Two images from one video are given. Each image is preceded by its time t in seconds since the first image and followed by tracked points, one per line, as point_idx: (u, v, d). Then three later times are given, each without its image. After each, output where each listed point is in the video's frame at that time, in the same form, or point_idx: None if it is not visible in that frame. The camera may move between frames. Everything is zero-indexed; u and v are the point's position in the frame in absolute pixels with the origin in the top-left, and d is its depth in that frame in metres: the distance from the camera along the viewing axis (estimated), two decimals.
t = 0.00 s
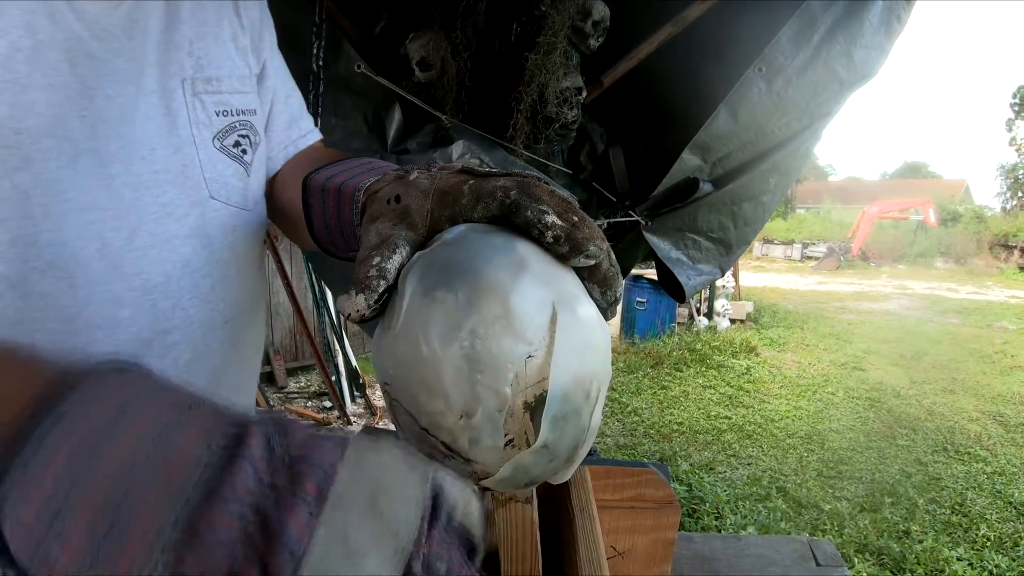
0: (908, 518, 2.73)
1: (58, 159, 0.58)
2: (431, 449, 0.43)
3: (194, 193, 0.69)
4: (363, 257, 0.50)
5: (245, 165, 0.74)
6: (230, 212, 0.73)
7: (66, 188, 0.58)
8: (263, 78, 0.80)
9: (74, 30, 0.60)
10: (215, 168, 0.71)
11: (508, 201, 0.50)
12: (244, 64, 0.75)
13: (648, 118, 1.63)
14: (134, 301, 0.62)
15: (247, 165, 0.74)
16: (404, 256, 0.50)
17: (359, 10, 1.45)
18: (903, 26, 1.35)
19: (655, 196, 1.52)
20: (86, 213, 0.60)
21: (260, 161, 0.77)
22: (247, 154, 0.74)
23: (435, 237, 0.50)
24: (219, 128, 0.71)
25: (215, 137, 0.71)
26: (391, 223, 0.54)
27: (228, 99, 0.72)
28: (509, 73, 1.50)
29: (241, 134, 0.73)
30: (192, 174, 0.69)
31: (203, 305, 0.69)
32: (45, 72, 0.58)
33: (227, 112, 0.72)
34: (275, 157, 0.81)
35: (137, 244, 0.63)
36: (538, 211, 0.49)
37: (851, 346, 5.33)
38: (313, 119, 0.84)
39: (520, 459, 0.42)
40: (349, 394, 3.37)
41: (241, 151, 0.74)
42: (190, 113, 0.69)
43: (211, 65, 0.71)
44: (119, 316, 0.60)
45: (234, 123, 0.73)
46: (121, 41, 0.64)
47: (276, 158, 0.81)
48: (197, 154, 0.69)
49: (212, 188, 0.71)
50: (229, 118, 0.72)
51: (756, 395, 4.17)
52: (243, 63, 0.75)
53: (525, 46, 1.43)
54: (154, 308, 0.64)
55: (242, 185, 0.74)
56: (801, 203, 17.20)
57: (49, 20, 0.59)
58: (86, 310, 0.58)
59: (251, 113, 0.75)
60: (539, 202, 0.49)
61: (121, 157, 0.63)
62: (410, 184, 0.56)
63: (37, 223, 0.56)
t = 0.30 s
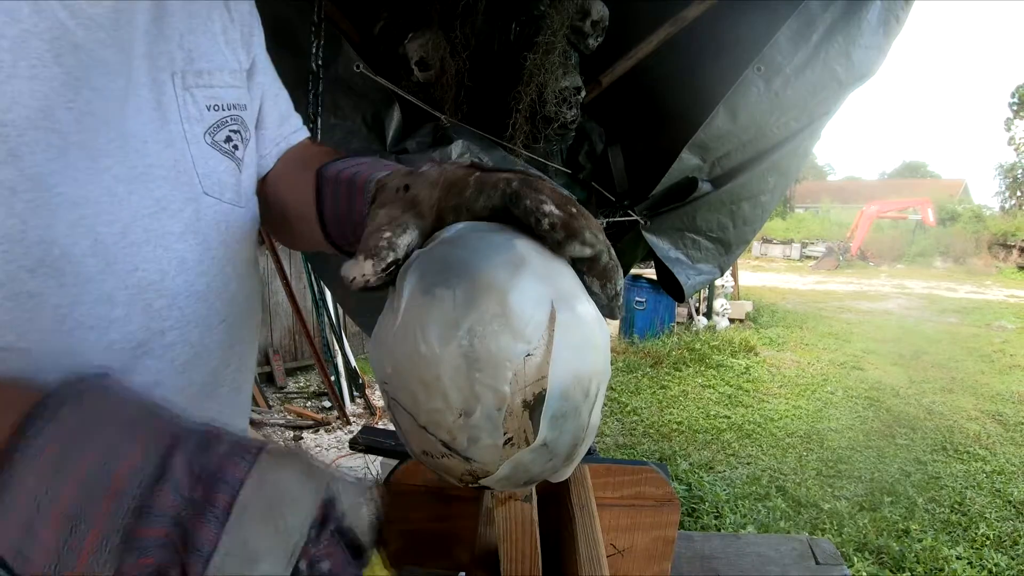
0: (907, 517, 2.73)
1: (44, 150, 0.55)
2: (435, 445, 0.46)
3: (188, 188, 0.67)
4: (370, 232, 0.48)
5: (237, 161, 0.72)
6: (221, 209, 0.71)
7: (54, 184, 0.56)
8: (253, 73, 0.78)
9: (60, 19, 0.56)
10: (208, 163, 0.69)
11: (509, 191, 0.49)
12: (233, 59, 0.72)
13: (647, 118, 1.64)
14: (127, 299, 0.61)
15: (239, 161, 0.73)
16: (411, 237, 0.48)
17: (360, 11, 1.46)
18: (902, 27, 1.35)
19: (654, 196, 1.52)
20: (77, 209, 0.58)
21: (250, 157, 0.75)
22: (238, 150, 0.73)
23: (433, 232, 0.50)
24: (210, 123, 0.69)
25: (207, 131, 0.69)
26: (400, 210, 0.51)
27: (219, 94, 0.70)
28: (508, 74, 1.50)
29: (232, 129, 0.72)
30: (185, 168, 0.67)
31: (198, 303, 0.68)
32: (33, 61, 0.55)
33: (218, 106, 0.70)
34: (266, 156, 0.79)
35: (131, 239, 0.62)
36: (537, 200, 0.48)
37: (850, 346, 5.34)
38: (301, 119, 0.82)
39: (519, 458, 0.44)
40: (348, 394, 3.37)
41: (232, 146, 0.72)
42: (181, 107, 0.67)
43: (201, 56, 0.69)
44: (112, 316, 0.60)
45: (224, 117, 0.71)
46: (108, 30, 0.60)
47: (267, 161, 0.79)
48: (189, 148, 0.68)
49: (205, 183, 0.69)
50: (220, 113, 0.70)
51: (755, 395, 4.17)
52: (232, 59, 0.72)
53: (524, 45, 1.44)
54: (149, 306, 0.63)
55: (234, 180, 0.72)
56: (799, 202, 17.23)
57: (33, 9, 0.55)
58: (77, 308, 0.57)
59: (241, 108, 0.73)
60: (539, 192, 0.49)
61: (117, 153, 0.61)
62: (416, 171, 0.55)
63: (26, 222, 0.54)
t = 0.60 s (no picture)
0: (906, 515, 2.73)
1: (43, 164, 0.52)
2: (428, 441, 0.46)
3: (181, 195, 0.63)
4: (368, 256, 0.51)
5: (226, 172, 0.69)
6: (213, 220, 0.67)
7: (51, 195, 0.53)
8: (250, 90, 0.76)
9: (63, 25, 0.55)
10: (203, 175, 0.66)
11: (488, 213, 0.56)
12: (228, 72, 0.70)
13: (645, 117, 1.64)
14: (116, 310, 0.59)
15: (228, 171, 0.70)
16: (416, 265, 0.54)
17: (357, 11, 1.45)
18: (898, 26, 1.36)
19: (652, 194, 1.52)
20: (65, 221, 0.54)
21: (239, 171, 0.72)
22: (228, 161, 0.70)
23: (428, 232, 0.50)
24: (203, 132, 0.66)
25: (200, 141, 0.66)
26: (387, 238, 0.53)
27: (213, 104, 0.68)
28: (506, 73, 1.50)
29: (223, 140, 0.69)
30: (177, 176, 0.63)
31: (185, 314, 0.65)
32: (33, 67, 0.52)
33: (211, 116, 0.67)
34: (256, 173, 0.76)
35: (120, 250, 0.58)
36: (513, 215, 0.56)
37: (849, 344, 5.34)
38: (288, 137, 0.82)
39: (511, 453, 0.45)
40: (347, 394, 3.37)
41: (223, 157, 0.69)
42: (176, 115, 0.64)
43: (195, 67, 0.67)
44: (98, 326, 0.57)
45: (217, 128, 0.68)
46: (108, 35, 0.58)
47: (257, 174, 0.77)
48: (183, 156, 0.64)
49: (199, 192, 0.65)
50: (213, 123, 0.67)
51: (754, 393, 4.17)
52: (227, 73, 0.70)
53: (521, 46, 1.42)
54: (136, 317, 0.60)
55: (225, 191, 0.69)
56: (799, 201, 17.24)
57: (36, 11, 0.53)
58: (63, 321, 0.54)
59: (232, 120, 0.71)
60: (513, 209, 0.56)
61: (109, 161, 0.57)
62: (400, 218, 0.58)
63: (21, 234, 0.51)
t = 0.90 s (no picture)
0: (904, 513, 2.73)
1: (54, 160, 0.58)
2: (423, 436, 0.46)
3: (190, 198, 0.67)
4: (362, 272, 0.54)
5: (233, 177, 0.73)
6: (221, 220, 0.70)
7: (66, 188, 0.58)
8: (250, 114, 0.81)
9: (76, 33, 0.62)
10: (213, 182, 0.70)
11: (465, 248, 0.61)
12: (231, 89, 0.75)
13: (641, 116, 1.64)
14: (132, 303, 0.61)
15: (235, 177, 0.74)
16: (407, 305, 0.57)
17: (353, 10, 1.45)
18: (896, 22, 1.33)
19: (649, 193, 1.52)
20: (82, 215, 0.59)
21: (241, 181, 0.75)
22: (234, 168, 0.74)
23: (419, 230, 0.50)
24: (209, 141, 0.71)
25: (208, 148, 0.70)
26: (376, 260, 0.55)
27: (218, 116, 0.72)
28: (502, 73, 1.50)
29: (227, 150, 0.73)
30: (186, 178, 0.67)
31: (198, 308, 0.67)
32: (48, 76, 0.59)
33: (216, 127, 0.72)
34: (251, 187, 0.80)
35: (136, 244, 0.62)
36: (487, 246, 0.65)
37: (848, 343, 5.34)
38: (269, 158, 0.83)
39: (505, 449, 0.45)
40: (346, 394, 3.37)
41: (229, 165, 0.73)
42: (185, 123, 0.69)
43: (202, 79, 0.72)
44: (117, 317, 0.60)
45: (221, 138, 0.72)
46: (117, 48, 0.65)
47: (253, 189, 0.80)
48: (192, 161, 0.68)
49: (208, 194, 0.69)
50: (218, 133, 0.72)
51: (752, 392, 4.17)
52: (230, 89, 0.76)
53: (518, 44, 1.42)
54: (152, 309, 0.63)
55: (231, 196, 0.73)
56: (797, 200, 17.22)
57: (48, 21, 0.60)
58: (86, 311, 0.58)
59: (235, 134, 0.75)
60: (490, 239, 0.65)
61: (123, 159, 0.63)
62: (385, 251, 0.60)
63: (38, 226, 0.56)
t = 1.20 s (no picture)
0: (903, 512, 2.74)
1: (76, 148, 0.53)
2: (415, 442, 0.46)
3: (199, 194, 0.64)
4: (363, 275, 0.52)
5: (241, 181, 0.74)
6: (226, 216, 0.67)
7: (84, 174, 0.53)
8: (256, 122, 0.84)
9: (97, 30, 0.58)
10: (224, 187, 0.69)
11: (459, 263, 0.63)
12: (240, 98, 0.78)
13: (636, 116, 1.65)
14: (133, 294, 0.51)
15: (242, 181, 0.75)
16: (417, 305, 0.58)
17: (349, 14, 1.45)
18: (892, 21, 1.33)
19: (645, 194, 1.52)
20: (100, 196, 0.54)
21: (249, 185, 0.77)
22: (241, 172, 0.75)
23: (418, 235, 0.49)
24: (220, 145, 0.71)
25: (219, 151, 0.70)
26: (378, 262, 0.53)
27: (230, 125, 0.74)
28: (496, 75, 1.49)
29: (236, 154, 0.74)
30: (198, 179, 0.65)
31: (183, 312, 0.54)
32: (70, 66, 0.55)
33: (227, 133, 0.73)
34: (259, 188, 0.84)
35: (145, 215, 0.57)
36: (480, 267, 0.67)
37: (846, 341, 5.35)
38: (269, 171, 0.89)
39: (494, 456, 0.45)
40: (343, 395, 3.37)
41: (238, 169, 0.75)
42: (199, 128, 0.68)
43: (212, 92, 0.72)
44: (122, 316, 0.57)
45: (232, 144, 0.74)
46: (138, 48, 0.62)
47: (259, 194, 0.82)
48: (204, 163, 0.67)
49: (218, 194, 0.67)
50: (229, 139, 0.73)
51: (750, 391, 4.17)
52: (238, 98, 0.78)
53: (513, 45, 1.42)
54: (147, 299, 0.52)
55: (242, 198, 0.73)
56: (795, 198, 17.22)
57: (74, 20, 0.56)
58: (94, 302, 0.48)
59: (242, 139, 0.76)
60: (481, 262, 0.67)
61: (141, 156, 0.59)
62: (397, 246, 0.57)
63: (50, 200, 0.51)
